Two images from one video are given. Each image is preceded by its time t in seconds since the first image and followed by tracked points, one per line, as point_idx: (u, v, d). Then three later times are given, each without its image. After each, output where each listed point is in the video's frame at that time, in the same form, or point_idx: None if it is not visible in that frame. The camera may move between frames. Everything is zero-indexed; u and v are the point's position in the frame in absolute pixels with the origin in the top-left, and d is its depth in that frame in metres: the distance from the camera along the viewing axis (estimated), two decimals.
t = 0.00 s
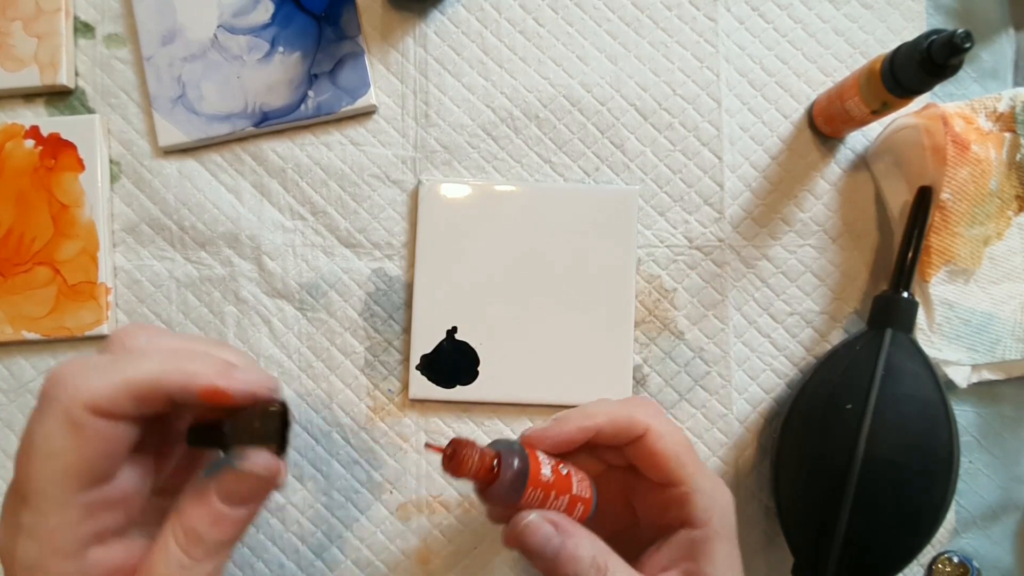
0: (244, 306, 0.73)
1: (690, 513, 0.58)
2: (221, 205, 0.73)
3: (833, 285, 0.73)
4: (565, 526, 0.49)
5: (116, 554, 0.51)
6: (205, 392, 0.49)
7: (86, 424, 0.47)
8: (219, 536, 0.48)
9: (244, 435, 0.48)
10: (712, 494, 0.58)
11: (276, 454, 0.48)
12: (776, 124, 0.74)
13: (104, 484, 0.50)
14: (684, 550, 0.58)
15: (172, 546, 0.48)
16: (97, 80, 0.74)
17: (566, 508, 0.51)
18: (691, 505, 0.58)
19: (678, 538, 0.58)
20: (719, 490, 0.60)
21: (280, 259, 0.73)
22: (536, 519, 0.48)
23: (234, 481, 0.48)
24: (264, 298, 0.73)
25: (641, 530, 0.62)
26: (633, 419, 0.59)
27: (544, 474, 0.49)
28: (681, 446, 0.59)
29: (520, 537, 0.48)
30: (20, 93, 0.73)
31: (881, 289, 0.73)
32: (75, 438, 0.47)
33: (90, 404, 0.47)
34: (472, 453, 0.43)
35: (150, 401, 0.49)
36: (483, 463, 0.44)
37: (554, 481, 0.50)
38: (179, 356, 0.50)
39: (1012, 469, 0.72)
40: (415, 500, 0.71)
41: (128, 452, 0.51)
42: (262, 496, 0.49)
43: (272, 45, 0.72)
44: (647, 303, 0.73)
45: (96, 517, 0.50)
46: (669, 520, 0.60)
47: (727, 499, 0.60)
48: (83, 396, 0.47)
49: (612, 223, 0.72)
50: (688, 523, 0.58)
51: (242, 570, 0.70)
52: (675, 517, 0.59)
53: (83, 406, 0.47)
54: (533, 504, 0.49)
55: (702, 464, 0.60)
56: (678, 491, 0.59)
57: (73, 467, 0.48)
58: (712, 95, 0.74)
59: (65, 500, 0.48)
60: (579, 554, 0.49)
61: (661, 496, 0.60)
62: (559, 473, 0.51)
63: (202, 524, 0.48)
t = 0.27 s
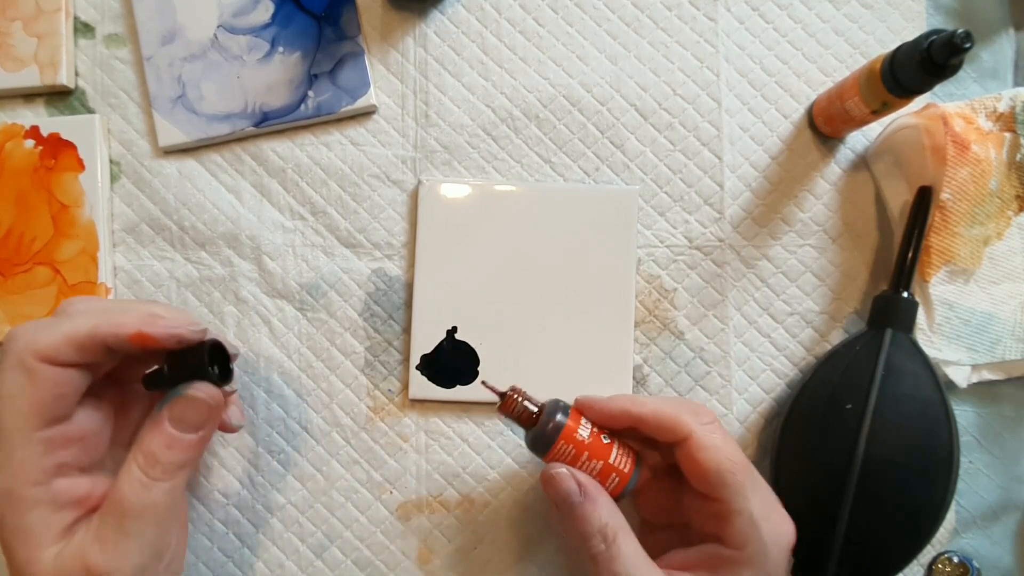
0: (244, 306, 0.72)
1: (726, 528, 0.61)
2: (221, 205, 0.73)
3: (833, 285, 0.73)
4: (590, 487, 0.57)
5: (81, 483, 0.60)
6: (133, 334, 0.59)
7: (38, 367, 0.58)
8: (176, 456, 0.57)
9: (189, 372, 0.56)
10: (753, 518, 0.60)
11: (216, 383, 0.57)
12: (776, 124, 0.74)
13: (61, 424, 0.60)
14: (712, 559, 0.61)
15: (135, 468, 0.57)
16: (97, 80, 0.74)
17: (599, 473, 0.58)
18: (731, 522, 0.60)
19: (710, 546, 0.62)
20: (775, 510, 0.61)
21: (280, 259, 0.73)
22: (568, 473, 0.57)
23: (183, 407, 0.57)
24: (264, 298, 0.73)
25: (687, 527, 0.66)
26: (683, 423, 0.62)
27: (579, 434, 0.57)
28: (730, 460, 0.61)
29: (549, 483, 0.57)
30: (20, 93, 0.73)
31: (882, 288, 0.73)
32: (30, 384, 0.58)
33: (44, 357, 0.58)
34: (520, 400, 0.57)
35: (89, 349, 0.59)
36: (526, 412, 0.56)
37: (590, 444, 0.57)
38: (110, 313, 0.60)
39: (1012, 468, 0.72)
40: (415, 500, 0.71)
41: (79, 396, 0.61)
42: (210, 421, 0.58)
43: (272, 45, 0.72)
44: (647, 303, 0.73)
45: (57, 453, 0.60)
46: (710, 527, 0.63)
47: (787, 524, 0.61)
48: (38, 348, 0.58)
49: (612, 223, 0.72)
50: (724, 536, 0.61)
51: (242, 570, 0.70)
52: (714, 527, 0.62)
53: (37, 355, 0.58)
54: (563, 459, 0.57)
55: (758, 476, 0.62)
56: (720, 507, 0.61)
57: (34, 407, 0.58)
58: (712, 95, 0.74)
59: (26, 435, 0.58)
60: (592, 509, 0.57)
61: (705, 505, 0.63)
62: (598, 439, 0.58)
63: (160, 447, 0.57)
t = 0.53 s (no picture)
0: (244, 306, 0.72)
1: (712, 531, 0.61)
2: (221, 205, 0.73)
3: (833, 285, 0.73)
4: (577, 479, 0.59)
5: (94, 453, 0.61)
6: (159, 315, 0.59)
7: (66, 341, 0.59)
8: (180, 429, 0.58)
9: (195, 348, 0.58)
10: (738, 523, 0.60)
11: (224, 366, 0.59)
12: (776, 124, 0.74)
13: (82, 397, 0.61)
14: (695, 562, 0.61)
15: (141, 439, 0.57)
16: (97, 80, 0.74)
17: (589, 466, 0.60)
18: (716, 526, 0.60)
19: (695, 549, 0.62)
20: (763, 515, 0.60)
21: (280, 259, 0.73)
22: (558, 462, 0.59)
23: (188, 382, 0.57)
24: (264, 298, 0.73)
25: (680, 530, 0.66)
26: (670, 427, 0.62)
27: (572, 426, 0.59)
28: (714, 464, 0.61)
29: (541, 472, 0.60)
30: (20, 93, 0.73)
31: (881, 288, 0.73)
32: (57, 355, 0.58)
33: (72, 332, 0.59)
34: (520, 394, 0.62)
35: (116, 327, 0.59)
36: (524, 406, 0.61)
37: (580, 437, 0.59)
38: (138, 294, 0.60)
39: (1012, 469, 0.72)
40: (415, 500, 0.71)
41: (101, 372, 0.61)
42: (214, 399, 0.58)
43: (272, 45, 0.72)
44: (648, 303, 0.73)
45: (74, 424, 0.60)
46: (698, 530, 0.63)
47: (776, 529, 0.60)
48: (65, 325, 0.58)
49: (612, 223, 0.72)
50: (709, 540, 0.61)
51: (242, 570, 0.70)
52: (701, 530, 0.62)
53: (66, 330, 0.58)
54: (556, 449, 0.60)
55: (750, 479, 0.62)
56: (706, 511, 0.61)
57: (58, 378, 0.59)
58: (712, 95, 0.74)
59: (46, 405, 0.58)
60: (580, 497, 0.59)
61: (694, 509, 0.63)
62: (591, 433, 0.60)
63: (165, 419, 0.57)
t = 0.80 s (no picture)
0: (244, 306, 0.72)
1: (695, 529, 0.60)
2: (221, 205, 0.73)
3: (833, 285, 0.73)
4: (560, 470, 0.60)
5: (97, 452, 0.61)
6: (171, 318, 0.60)
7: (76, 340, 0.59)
8: (187, 430, 0.58)
9: (205, 349, 0.59)
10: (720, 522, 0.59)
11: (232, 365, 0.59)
12: (776, 124, 0.74)
13: (87, 396, 0.61)
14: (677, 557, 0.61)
15: (147, 439, 0.57)
16: (97, 80, 0.74)
17: (575, 458, 0.61)
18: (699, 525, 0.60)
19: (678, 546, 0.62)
20: (752, 517, 0.60)
21: (280, 259, 0.73)
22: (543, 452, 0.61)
23: (196, 382, 0.57)
24: (264, 298, 0.73)
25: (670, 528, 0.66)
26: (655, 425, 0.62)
27: (561, 418, 0.61)
28: (697, 463, 0.60)
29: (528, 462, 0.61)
30: (20, 93, 0.73)
31: (881, 288, 0.73)
32: (65, 354, 0.59)
33: (82, 331, 0.59)
34: (514, 387, 0.64)
35: (127, 328, 0.59)
36: (517, 398, 0.64)
37: (569, 429, 0.61)
38: (149, 295, 0.61)
39: (1012, 469, 0.72)
40: (415, 500, 0.71)
41: (107, 372, 0.62)
42: (224, 399, 0.58)
43: (272, 45, 0.72)
44: (647, 303, 0.73)
45: (78, 423, 0.60)
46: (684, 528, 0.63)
47: (762, 530, 0.60)
48: (76, 324, 0.59)
49: (611, 223, 0.72)
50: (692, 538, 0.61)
51: (242, 570, 0.70)
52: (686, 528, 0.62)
53: (77, 329, 0.59)
54: (544, 441, 0.62)
55: (737, 478, 0.61)
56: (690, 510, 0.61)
57: (65, 377, 0.59)
58: (712, 95, 0.74)
59: (52, 404, 0.58)
60: (562, 488, 0.60)
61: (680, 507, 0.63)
62: (579, 427, 0.62)
63: (171, 420, 0.57)
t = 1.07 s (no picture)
0: (244, 306, 0.72)
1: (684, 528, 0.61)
2: (221, 205, 0.73)
3: (833, 285, 0.73)
4: (549, 465, 0.60)
5: (98, 456, 0.61)
6: (177, 321, 0.60)
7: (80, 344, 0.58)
8: (193, 434, 0.58)
9: (211, 354, 0.59)
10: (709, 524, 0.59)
11: (238, 368, 0.60)
12: (776, 124, 0.74)
13: (88, 400, 0.60)
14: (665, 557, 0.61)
15: (152, 442, 0.57)
16: (97, 80, 0.74)
17: (568, 454, 0.61)
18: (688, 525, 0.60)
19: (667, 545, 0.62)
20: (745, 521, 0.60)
21: (280, 259, 0.73)
22: (535, 447, 0.61)
23: (202, 386, 0.58)
24: (264, 298, 0.73)
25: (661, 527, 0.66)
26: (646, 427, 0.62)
27: (555, 413, 0.61)
28: (686, 465, 0.60)
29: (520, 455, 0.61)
30: (20, 93, 0.73)
31: (881, 288, 0.73)
32: (68, 357, 0.58)
33: (85, 335, 0.58)
34: (509, 383, 0.65)
35: (131, 332, 0.59)
36: (511, 394, 0.65)
37: (563, 425, 0.61)
38: (154, 299, 0.61)
39: (1012, 469, 0.72)
40: (415, 500, 0.71)
41: (109, 375, 0.61)
42: (229, 403, 0.59)
43: (272, 45, 0.72)
44: (647, 303, 0.73)
45: (79, 426, 0.60)
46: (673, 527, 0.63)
47: (752, 533, 0.60)
48: (80, 328, 0.58)
49: (612, 224, 0.72)
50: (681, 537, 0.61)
51: (242, 570, 0.70)
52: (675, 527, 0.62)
53: (81, 332, 0.58)
54: (538, 436, 0.62)
55: (726, 480, 0.61)
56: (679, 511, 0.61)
57: (67, 381, 0.58)
58: (712, 95, 0.74)
59: (54, 407, 0.58)
60: (551, 484, 0.60)
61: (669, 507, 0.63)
62: (573, 423, 0.61)
63: (178, 423, 0.57)
